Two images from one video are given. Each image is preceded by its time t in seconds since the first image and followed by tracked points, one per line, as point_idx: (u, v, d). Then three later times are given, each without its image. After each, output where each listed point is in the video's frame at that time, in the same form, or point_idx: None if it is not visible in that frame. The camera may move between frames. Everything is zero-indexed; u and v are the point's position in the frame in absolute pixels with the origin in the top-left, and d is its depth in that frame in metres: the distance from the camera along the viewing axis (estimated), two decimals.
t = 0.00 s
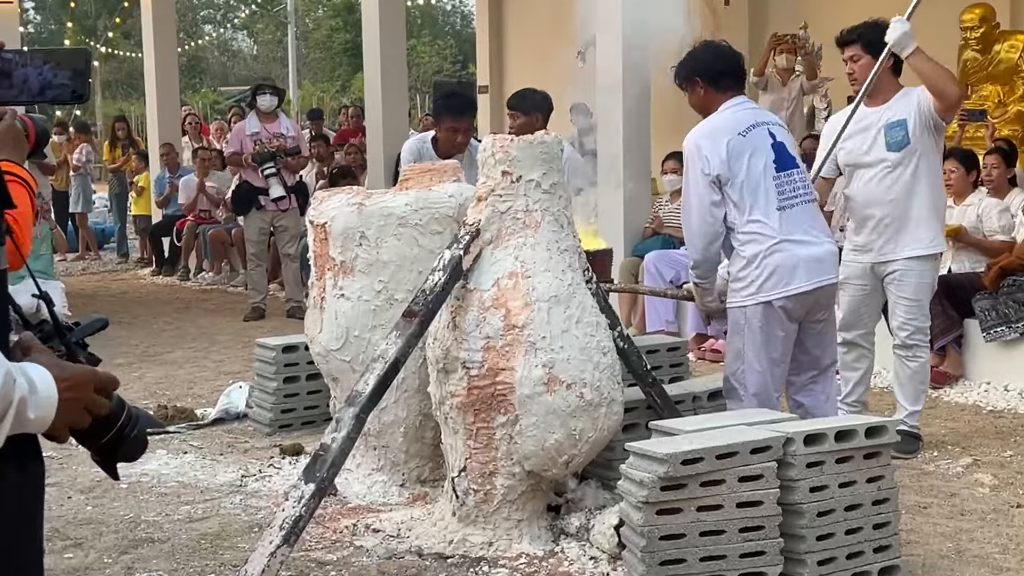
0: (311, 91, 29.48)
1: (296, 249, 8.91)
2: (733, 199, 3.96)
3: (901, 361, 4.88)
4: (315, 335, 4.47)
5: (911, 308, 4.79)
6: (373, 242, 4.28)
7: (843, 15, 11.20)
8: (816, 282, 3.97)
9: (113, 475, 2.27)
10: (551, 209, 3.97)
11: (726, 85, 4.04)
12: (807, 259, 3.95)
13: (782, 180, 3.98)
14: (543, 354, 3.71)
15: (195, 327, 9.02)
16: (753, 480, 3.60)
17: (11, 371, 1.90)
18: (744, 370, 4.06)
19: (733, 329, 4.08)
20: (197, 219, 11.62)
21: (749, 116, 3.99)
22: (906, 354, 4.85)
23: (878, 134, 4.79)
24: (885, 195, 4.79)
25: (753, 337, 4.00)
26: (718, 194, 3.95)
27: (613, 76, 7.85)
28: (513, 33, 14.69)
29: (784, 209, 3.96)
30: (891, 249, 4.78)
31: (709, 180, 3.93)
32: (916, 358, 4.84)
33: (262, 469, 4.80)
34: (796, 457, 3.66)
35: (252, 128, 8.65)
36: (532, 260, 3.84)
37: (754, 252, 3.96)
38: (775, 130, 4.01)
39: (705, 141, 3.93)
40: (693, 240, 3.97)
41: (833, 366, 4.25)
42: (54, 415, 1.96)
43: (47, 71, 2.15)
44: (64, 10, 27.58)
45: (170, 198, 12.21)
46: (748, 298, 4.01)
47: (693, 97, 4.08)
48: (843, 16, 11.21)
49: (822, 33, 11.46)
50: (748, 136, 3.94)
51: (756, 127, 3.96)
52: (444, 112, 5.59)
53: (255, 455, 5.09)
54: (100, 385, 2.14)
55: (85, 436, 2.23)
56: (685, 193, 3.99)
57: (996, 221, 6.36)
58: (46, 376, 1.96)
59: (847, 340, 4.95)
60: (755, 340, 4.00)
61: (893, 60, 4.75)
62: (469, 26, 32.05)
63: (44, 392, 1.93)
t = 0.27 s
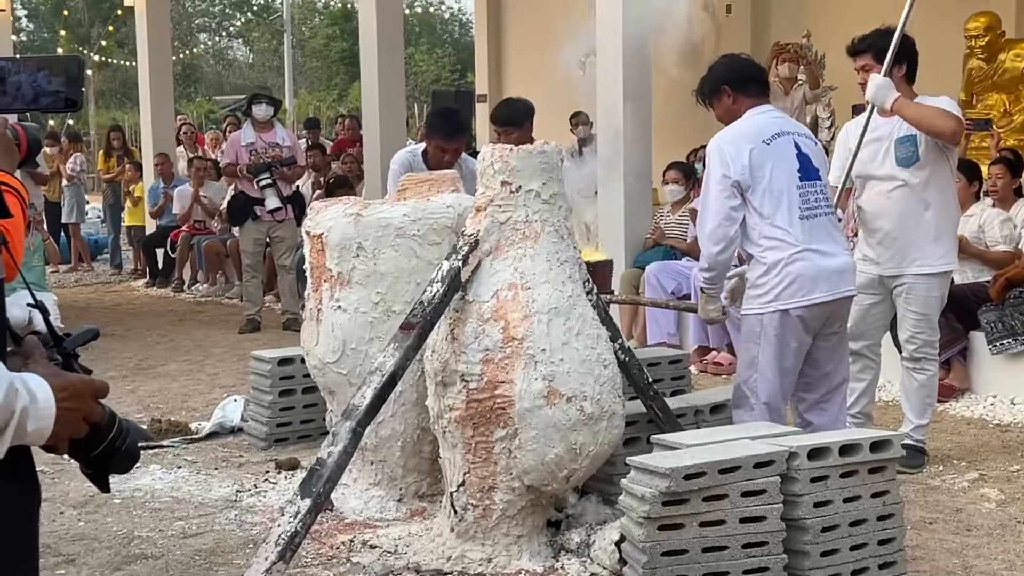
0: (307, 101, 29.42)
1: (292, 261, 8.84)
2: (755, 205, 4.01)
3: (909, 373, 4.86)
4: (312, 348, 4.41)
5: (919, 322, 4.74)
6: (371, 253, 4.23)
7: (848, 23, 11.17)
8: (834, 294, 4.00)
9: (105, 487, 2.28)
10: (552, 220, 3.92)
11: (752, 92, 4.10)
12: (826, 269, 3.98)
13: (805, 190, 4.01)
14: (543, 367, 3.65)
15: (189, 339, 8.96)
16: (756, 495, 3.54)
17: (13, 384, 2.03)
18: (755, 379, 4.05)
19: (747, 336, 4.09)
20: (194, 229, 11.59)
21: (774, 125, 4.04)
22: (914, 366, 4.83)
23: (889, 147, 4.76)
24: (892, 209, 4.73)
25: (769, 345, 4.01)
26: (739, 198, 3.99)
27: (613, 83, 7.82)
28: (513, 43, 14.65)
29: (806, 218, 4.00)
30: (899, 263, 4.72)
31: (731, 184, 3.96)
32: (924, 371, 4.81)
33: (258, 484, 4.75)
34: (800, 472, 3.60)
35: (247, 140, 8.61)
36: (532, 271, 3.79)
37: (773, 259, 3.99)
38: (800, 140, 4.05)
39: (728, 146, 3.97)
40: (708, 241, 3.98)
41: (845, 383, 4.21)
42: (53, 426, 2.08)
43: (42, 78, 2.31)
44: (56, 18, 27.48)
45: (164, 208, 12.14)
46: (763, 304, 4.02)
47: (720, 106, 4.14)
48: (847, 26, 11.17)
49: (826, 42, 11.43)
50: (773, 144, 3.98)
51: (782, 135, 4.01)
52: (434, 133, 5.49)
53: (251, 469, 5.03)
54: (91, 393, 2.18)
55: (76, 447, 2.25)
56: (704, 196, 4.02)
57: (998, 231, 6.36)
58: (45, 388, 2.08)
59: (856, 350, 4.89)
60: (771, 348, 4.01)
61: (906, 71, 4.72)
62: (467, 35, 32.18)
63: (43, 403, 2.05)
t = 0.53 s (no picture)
0: (303, 115, 29.46)
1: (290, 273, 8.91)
2: (760, 220, 4.03)
3: (904, 388, 4.85)
4: (308, 362, 4.41)
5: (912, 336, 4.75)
6: (367, 267, 4.23)
7: (848, 40, 11.26)
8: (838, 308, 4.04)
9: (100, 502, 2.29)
10: (548, 234, 3.92)
11: (762, 105, 4.10)
12: (831, 284, 4.00)
13: (811, 204, 4.05)
14: (539, 381, 3.65)
15: (184, 354, 8.95)
16: (753, 509, 3.54)
17: (10, 402, 2.04)
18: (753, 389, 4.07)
19: (748, 349, 4.11)
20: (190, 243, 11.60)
21: (781, 139, 4.06)
22: (910, 381, 4.81)
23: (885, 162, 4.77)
24: (885, 223, 4.75)
25: (774, 359, 4.02)
26: (744, 212, 4.00)
27: (609, 96, 7.83)
28: (510, 57, 14.68)
29: (810, 232, 4.03)
30: (889, 276, 4.73)
31: (736, 198, 3.97)
32: (920, 386, 4.79)
33: (253, 498, 4.74)
34: (796, 486, 3.60)
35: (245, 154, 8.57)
36: (529, 285, 3.79)
37: (779, 273, 4.01)
38: (806, 154, 4.08)
39: (734, 160, 3.98)
40: (711, 253, 3.98)
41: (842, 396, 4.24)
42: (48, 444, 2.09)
43: (40, 92, 2.42)
44: (53, 32, 27.53)
45: (160, 222, 12.15)
46: (768, 318, 4.03)
47: (729, 118, 4.15)
48: (847, 42, 11.26)
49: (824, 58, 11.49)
50: (778, 159, 4.00)
51: (787, 150, 4.03)
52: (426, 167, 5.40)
53: (247, 483, 5.02)
54: (88, 411, 2.19)
55: (73, 461, 2.26)
56: (709, 210, 4.02)
57: (989, 244, 6.41)
58: (42, 407, 2.08)
59: (853, 361, 4.86)
60: (776, 362, 4.02)
61: (909, 84, 4.74)
62: (463, 49, 32.53)
63: (40, 424, 2.06)
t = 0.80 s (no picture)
0: (298, 137, 29.49)
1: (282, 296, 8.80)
2: (744, 247, 4.10)
3: (899, 411, 4.85)
4: (303, 385, 4.41)
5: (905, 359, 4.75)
6: (361, 290, 4.23)
7: (840, 64, 11.34)
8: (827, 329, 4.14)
9: (95, 524, 2.30)
10: (543, 256, 3.93)
11: (742, 128, 4.14)
12: (819, 308, 4.09)
13: (793, 228, 4.11)
14: (533, 404, 3.64)
15: (177, 376, 8.93)
16: (748, 532, 3.53)
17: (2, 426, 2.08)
18: (762, 417, 4.15)
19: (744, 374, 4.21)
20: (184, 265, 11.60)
21: (760, 163, 4.11)
22: (904, 405, 4.82)
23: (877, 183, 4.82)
24: (876, 248, 4.74)
25: (766, 386, 4.12)
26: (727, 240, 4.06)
27: (603, 118, 7.86)
28: (505, 80, 14.74)
29: (792, 257, 4.10)
30: (880, 300, 4.74)
31: (718, 227, 4.03)
32: (913, 409, 4.81)
33: (246, 521, 4.72)
34: (791, 509, 3.59)
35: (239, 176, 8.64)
36: (523, 307, 3.79)
37: (766, 300, 4.09)
38: (786, 177, 4.13)
39: (714, 190, 4.04)
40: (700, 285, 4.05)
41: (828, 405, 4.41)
42: (42, 468, 2.13)
43: (42, 115, 2.54)
44: (48, 55, 27.58)
45: (154, 244, 12.15)
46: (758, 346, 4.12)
47: (710, 139, 4.20)
48: (840, 66, 11.35)
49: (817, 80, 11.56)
50: (757, 185, 4.07)
51: (766, 174, 4.09)
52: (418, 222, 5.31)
53: (240, 507, 5.01)
54: (84, 433, 2.22)
55: (69, 481, 2.28)
56: (693, 240, 4.08)
57: (980, 267, 6.40)
58: (34, 430, 2.13)
59: (850, 384, 4.90)
60: (767, 388, 4.11)
61: (902, 107, 4.74)
62: (458, 72, 32.65)
63: (32, 444, 2.10)
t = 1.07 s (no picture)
0: (288, 142, 29.43)
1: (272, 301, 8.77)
2: (734, 254, 4.12)
3: (886, 418, 4.85)
4: (293, 392, 4.40)
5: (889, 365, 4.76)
6: (352, 297, 4.22)
7: (830, 70, 11.39)
8: (815, 336, 4.21)
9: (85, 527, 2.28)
10: (533, 263, 3.93)
11: (735, 129, 4.15)
12: (807, 316, 4.14)
13: (782, 235, 4.12)
14: (524, 411, 3.64)
15: (167, 382, 8.90)
16: (738, 538, 3.53)
17: None
18: (749, 420, 4.25)
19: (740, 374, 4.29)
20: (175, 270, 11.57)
21: (750, 168, 4.11)
22: (890, 410, 4.82)
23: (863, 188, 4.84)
24: (860, 254, 4.78)
25: (759, 390, 4.20)
26: (718, 247, 4.10)
27: (594, 123, 7.87)
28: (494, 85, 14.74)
29: (782, 265, 4.13)
30: (862, 304, 4.77)
31: (707, 235, 4.07)
32: (900, 415, 4.80)
33: (236, 528, 4.72)
34: (781, 515, 3.60)
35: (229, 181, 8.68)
36: (513, 314, 3.79)
37: (756, 308, 4.14)
38: (777, 181, 4.13)
39: (703, 198, 4.07)
40: (689, 292, 4.12)
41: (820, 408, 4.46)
42: (31, 473, 2.14)
43: (31, 120, 2.49)
44: (37, 60, 27.42)
45: (143, 250, 12.11)
46: (749, 353, 4.19)
47: (702, 138, 4.20)
48: (829, 73, 11.39)
49: (807, 86, 11.59)
50: (746, 191, 4.07)
51: (757, 180, 4.09)
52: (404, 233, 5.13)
53: (230, 514, 4.99)
54: (72, 438, 2.22)
55: (58, 487, 2.26)
56: (684, 246, 4.14)
57: (967, 273, 6.40)
58: (22, 435, 2.13)
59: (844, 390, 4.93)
60: (760, 392, 4.20)
61: (888, 113, 4.75)
62: (448, 78, 32.64)
63: (20, 451, 2.11)
